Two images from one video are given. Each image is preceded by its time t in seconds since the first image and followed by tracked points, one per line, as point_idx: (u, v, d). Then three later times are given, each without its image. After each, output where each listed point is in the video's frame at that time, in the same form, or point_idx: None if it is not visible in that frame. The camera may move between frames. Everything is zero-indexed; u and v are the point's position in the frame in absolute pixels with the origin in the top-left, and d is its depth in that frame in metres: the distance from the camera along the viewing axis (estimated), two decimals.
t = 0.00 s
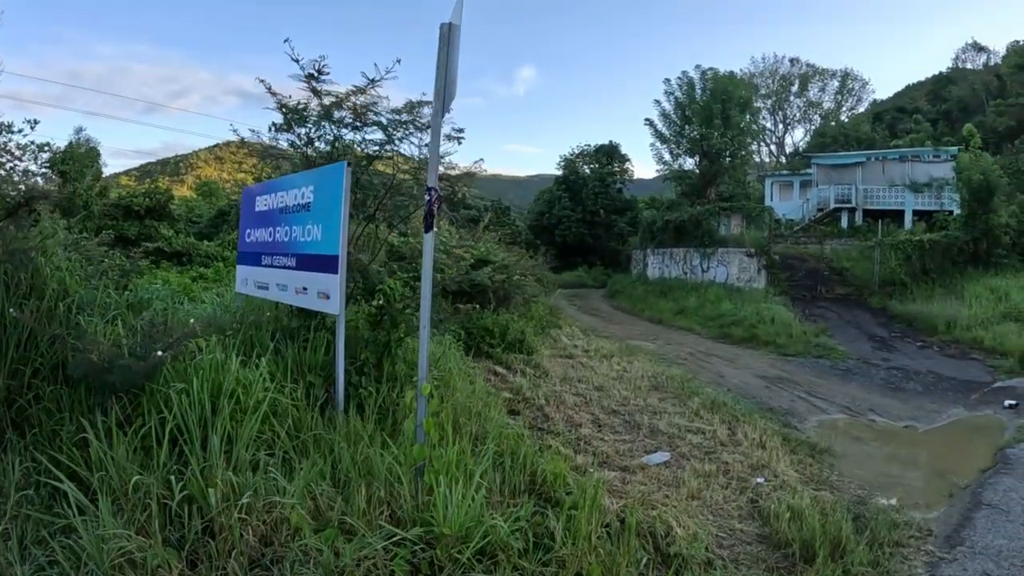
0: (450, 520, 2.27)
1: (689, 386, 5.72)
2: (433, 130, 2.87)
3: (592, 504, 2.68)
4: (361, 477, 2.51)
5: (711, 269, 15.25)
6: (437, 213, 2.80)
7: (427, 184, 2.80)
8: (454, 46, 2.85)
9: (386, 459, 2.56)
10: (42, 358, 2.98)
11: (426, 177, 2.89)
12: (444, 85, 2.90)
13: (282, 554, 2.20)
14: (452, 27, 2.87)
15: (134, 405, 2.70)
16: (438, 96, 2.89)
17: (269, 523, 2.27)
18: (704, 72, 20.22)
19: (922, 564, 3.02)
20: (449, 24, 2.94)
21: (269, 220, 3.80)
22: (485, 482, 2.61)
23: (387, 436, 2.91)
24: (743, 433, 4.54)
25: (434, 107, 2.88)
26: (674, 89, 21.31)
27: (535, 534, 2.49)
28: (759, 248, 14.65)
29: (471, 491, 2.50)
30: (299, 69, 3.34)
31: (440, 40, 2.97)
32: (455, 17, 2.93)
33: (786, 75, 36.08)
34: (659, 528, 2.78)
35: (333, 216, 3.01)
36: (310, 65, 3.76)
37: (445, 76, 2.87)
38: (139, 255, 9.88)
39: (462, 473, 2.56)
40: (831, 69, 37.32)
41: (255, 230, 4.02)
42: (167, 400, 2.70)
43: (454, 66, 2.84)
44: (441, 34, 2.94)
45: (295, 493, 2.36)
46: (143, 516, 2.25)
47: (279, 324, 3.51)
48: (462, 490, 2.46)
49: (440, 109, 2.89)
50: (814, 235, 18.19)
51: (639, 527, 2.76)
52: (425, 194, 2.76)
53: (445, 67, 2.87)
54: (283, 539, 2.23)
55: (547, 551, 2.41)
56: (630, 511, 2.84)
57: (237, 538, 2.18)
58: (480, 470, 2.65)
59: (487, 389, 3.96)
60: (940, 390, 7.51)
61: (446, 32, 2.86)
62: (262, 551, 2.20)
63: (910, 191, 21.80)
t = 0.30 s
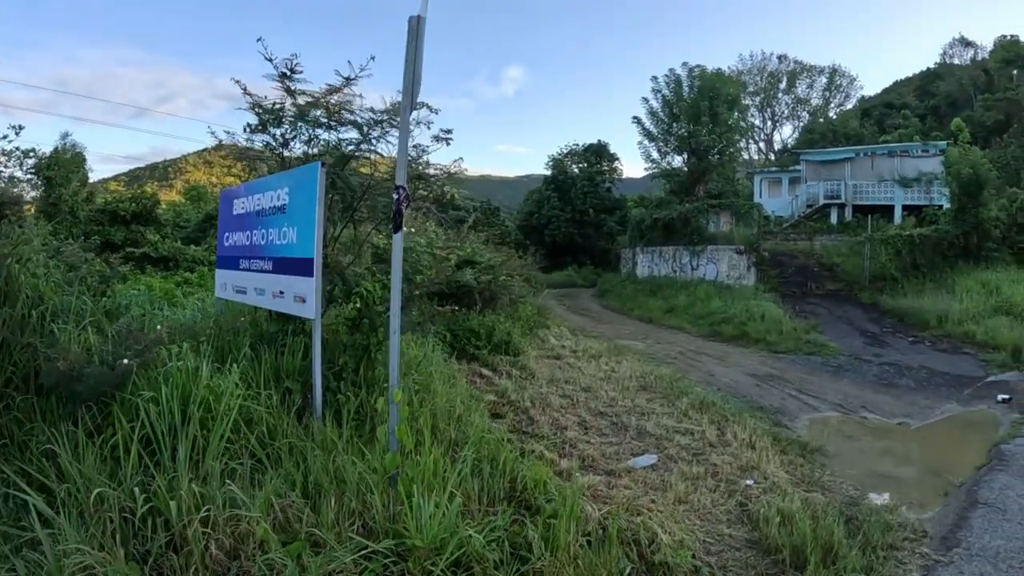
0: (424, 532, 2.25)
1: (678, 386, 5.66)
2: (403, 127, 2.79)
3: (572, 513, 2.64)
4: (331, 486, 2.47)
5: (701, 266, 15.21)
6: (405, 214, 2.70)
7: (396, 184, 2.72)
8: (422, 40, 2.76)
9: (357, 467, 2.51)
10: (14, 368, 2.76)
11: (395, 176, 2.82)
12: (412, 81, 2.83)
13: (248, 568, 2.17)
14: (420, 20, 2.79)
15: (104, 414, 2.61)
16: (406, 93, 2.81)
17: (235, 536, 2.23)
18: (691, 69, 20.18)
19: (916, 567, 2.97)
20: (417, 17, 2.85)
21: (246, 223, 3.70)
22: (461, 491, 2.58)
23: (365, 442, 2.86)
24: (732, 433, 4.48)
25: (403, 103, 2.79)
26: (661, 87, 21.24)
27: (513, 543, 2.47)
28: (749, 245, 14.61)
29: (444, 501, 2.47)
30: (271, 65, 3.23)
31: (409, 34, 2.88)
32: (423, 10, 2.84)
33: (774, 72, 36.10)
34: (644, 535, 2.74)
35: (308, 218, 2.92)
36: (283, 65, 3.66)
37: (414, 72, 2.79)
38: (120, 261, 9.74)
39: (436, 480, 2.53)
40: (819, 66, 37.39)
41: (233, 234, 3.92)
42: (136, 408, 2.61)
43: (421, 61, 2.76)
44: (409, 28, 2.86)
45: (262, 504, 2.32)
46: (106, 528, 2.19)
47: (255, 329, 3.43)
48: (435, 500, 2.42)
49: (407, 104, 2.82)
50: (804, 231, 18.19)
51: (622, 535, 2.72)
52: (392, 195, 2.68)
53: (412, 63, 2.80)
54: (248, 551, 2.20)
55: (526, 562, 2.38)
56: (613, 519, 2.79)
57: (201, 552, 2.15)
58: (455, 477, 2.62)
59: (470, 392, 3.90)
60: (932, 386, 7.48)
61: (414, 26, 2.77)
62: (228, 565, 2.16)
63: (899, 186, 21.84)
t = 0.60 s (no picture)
0: (388, 544, 2.23)
1: (664, 386, 5.62)
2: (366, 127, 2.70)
3: (544, 522, 2.60)
4: (297, 497, 2.44)
5: (689, 265, 15.19)
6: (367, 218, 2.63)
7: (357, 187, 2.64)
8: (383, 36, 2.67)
9: (322, 477, 2.49)
10: None
11: (358, 178, 2.75)
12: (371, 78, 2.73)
13: None
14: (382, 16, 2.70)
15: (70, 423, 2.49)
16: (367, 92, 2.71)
17: (196, 549, 2.20)
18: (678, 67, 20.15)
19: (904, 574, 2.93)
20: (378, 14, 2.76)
21: (221, 227, 3.61)
22: (430, 502, 2.57)
23: (336, 448, 2.82)
24: (717, 435, 4.44)
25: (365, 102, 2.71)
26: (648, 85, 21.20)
27: (482, 554, 2.46)
28: (737, 242, 14.56)
29: (410, 511, 2.46)
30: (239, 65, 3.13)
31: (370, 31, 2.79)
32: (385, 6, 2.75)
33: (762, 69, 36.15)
34: (620, 544, 2.71)
35: (279, 222, 2.84)
36: (255, 68, 3.56)
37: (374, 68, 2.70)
38: (102, 266, 9.71)
39: (403, 490, 2.51)
40: (807, 63, 37.45)
41: (209, 239, 3.83)
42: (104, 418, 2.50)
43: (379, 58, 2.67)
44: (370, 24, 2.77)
45: (223, 516, 2.28)
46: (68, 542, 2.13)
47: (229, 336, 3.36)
48: (401, 510, 2.41)
49: (370, 103, 2.73)
50: (793, 228, 18.21)
51: (598, 544, 2.69)
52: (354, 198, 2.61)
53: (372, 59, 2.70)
54: (209, 564, 2.15)
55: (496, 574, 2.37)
56: (589, 528, 2.76)
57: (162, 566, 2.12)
58: (424, 486, 2.60)
59: (449, 397, 3.86)
60: (922, 382, 7.46)
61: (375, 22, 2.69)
62: None
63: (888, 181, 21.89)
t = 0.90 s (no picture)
0: (362, 553, 2.17)
1: (652, 386, 5.58)
2: (338, 128, 2.64)
3: (524, 528, 2.55)
4: (271, 503, 2.39)
5: (679, 264, 15.17)
6: (340, 220, 2.57)
7: (330, 188, 2.58)
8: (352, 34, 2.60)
9: (297, 483, 2.44)
10: None
11: (331, 177, 2.68)
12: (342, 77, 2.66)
13: None
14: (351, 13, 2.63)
15: (46, 427, 2.42)
16: (338, 91, 2.65)
17: (168, 557, 2.14)
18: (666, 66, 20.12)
19: None
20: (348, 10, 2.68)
21: (202, 230, 3.54)
22: (408, 507, 2.52)
23: (314, 452, 2.76)
24: (706, 435, 4.40)
25: (337, 101, 2.64)
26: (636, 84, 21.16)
27: (460, 562, 2.40)
28: (727, 241, 14.53)
29: (386, 517, 2.41)
30: (216, 64, 3.06)
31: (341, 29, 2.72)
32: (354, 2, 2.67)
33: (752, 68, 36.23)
34: (602, 550, 2.65)
35: (257, 223, 2.78)
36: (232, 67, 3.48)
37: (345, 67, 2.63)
38: (88, 270, 9.68)
39: (379, 495, 2.46)
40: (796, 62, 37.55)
41: (190, 242, 3.75)
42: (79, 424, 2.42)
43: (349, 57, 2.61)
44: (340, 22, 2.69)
45: (196, 525, 2.22)
46: (37, 553, 2.06)
47: (209, 339, 3.29)
48: (376, 515, 2.36)
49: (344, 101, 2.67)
50: (783, 226, 18.23)
51: (580, 550, 2.64)
52: (327, 200, 2.55)
53: (343, 55, 2.63)
54: (179, 573, 2.08)
55: None
56: (570, 533, 2.71)
57: None
58: (402, 492, 2.54)
59: (434, 401, 3.81)
60: (912, 380, 7.44)
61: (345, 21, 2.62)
62: None
63: (878, 180, 21.96)
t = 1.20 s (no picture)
0: (353, 555, 2.16)
1: (647, 386, 5.57)
2: (329, 128, 2.61)
3: (516, 530, 2.53)
4: (262, 506, 2.37)
5: (674, 264, 15.17)
6: (331, 220, 2.55)
7: (321, 189, 2.56)
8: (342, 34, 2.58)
9: (289, 485, 2.42)
10: None
11: (322, 178, 2.65)
12: (333, 77, 2.63)
13: None
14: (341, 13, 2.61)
15: (37, 428, 2.39)
16: (329, 91, 2.63)
17: (159, 560, 2.12)
18: (661, 66, 20.11)
19: None
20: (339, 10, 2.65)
21: (195, 231, 3.52)
22: (400, 510, 2.50)
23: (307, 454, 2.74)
24: (701, 436, 4.39)
25: (328, 101, 2.62)
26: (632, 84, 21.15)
27: (452, 564, 2.38)
28: (722, 241, 14.51)
29: (377, 519, 2.39)
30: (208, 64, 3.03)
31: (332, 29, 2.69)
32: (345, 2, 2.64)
33: (747, 68, 36.26)
34: (595, 552, 2.64)
35: (250, 224, 2.76)
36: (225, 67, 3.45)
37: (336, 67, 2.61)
38: (83, 271, 9.67)
39: (371, 498, 2.45)
40: (792, 62, 37.61)
41: (183, 243, 3.72)
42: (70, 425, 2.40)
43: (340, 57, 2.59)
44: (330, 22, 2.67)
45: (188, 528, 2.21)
46: (26, 556, 2.03)
47: (202, 340, 3.27)
48: (367, 518, 2.34)
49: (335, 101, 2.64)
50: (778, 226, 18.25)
51: (573, 552, 2.63)
52: (318, 200, 2.53)
53: (334, 56, 2.61)
54: None
55: None
56: (563, 535, 2.69)
57: None
58: (394, 493, 2.53)
59: (428, 402, 3.79)
60: (908, 379, 7.45)
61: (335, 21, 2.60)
62: None
63: (873, 179, 22.00)
